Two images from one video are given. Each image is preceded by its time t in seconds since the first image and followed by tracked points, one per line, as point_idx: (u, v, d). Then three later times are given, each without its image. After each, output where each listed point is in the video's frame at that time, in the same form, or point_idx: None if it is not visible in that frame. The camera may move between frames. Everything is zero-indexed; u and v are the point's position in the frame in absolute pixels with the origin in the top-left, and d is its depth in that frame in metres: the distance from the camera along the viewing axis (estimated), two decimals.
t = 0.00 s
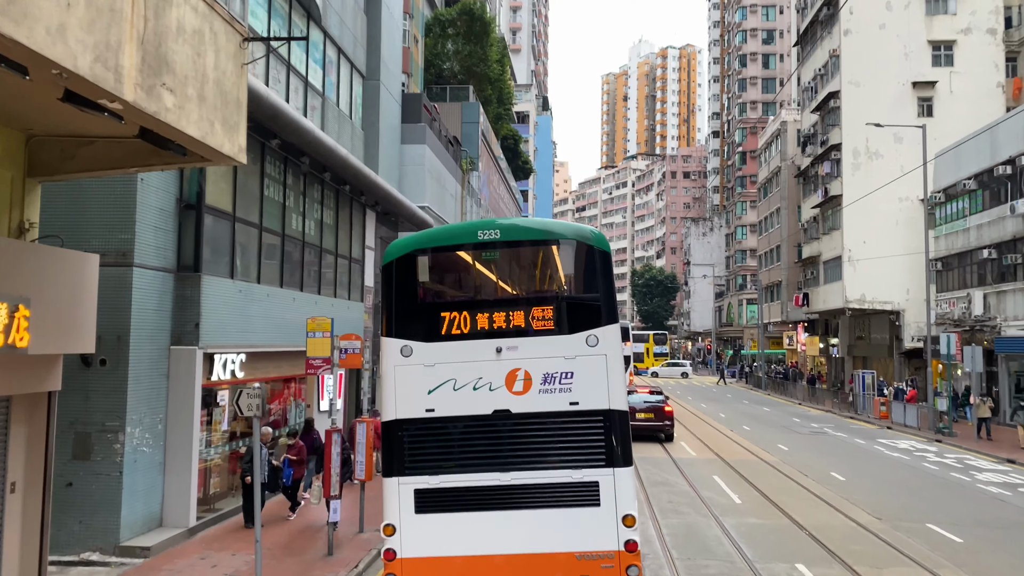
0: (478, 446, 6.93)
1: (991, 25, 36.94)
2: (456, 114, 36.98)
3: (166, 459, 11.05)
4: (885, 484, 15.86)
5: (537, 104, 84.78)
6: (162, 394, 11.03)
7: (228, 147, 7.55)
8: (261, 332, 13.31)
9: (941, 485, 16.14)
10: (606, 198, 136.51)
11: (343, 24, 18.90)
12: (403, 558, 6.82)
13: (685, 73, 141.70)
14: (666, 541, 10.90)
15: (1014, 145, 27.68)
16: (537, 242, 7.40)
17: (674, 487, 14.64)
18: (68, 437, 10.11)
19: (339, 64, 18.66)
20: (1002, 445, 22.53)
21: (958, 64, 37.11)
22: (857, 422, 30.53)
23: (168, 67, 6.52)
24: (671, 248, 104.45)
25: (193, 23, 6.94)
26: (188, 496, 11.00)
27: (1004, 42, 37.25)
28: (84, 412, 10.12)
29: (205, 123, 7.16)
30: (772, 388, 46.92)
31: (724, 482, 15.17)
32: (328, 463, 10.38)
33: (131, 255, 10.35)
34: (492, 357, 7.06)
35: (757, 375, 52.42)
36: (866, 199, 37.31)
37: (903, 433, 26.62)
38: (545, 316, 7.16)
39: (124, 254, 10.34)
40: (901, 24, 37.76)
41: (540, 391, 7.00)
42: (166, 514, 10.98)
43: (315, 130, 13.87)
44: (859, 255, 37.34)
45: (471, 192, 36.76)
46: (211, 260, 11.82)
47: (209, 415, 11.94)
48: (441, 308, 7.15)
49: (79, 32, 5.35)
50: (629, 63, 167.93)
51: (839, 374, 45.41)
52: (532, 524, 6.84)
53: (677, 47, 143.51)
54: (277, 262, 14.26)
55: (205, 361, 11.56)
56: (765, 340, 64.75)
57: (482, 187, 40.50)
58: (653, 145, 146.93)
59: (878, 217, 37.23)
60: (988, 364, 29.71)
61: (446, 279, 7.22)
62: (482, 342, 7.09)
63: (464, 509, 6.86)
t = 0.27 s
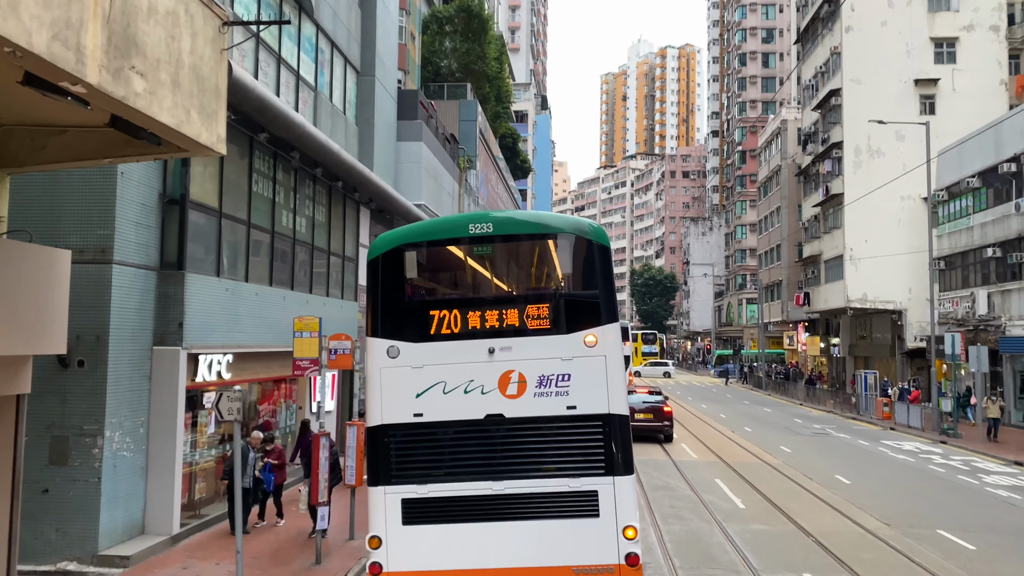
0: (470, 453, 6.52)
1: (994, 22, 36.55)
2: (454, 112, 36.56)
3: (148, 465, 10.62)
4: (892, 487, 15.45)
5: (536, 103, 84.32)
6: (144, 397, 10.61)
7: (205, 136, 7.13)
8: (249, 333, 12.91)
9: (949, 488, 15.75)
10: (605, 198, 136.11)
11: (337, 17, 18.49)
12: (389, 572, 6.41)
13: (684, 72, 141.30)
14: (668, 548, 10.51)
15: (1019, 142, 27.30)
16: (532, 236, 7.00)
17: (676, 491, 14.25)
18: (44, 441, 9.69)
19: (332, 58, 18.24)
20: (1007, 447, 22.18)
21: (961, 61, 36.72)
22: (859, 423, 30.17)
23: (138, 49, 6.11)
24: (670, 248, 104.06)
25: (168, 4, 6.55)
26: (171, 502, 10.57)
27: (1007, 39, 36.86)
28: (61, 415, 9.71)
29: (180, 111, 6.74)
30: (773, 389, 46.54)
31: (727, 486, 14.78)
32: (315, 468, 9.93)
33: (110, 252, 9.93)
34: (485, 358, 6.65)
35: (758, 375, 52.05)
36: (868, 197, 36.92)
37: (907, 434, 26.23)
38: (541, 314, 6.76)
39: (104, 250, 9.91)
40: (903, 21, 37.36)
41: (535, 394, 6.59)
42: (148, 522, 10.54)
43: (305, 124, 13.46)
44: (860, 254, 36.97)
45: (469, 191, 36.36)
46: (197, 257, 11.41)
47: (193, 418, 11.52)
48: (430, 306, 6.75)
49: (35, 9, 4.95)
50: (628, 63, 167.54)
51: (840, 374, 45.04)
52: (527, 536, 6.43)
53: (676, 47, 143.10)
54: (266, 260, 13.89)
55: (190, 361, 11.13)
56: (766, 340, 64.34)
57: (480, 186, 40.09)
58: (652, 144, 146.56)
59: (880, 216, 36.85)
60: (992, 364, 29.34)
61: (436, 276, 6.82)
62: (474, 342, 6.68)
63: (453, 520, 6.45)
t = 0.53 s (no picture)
0: (462, 461, 6.13)
1: (998, 19, 36.15)
2: (452, 110, 36.15)
3: (130, 469, 10.21)
4: (899, 491, 15.07)
5: (535, 102, 83.92)
6: (127, 399, 10.20)
7: (183, 123, 6.74)
8: (238, 333, 12.51)
9: (957, 492, 15.37)
10: (604, 198, 135.72)
11: (330, 9, 18.10)
12: None
13: (683, 72, 140.88)
14: (670, 557, 10.12)
15: None
16: (528, 230, 6.62)
17: (678, 496, 13.86)
18: (21, 445, 9.31)
19: (326, 52, 17.85)
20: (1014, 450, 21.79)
21: (964, 58, 36.32)
22: (862, 424, 29.81)
23: (106, 29, 5.72)
24: (670, 247, 103.68)
25: None
26: (155, 508, 10.17)
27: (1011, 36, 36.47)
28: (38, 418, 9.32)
29: (155, 96, 6.35)
30: (773, 389, 46.17)
31: (729, 490, 14.39)
32: (303, 473, 9.41)
33: (90, 248, 9.53)
34: (477, 359, 6.27)
35: (758, 376, 51.69)
36: (870, 196, 36.53)
37: (911, 436, 25.86)
38: (538, 312, 6.37)
39: (83, 246, 9.50)
40: (906, 18, 36.97)
41: (531, 398, 6.21)
42: (130, 529, 10.12)
43: (296, 117, 13.07)
44: (862, 253, 36.60)
45: (467, 189, 35.96)
46: (182, 254, 11.01)
47: (178, 421, 11.12)
48: (419, 304, 6.36)
49: None
50: (627, 62, 167.07)
51: (841, 374, 44.69)
52: (523, 549, 6.04)
53: (675, 46, 142.68)
54: (256, 257, 13.49)
55: (174, 362, 10.73)
56: (767, 339, 63.94)
57: (479, 184, 39.70)
58: (652, 144, 146.14)
59: (882, 215, 36.48)
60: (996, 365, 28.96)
61: (425, 272, 6.44)
62: (467, 343, 6.29)
63: (444, 532, 6.06)
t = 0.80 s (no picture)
0: (454, 467, 5.80)
1: (1002, 17, 35.82)
2: (451, 107, 35.80)
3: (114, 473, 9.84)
4: (905, 495, 14.73)
5: (534, 101, 83.64)
6: (110, 399, 9.83)
7: (161, 110, 6.40)
8: (227, 331, 12.15)
9: (964, 495, 15.03)
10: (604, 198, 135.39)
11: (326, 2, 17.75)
12: None
13: (683, 72, 140.62)
14: (673, 563, 9.77)
15: None
16: (526, 222, 6.29)
17: (679, 500, 13.52)
18: None
19: (321, 45, 17.50)
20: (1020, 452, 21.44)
21: (968, 56, 36.00)
22: (864, 425, 29.48)
23: (76, 6, 5.38)
24: (670, 247, 103.38)
25: None
26: (140, 513, 9.80)
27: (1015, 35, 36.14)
28: (17, 419, 8.97)
29: (130, 81, 6.01)
30: (774, 390, 45.83)
31: (732, 494, 14.05)
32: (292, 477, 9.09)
33: (72, 243, 9.17)
34: (471, 359, 5.92)
35: (759, 376, 51.36)
36: (872, 195, 36.19)
37: (915, 438, 25.53)
38: (535, 309, 6.02)
39: (64, 241, 9.14)
40: (909, 16, 36.65)
41: (528, 400, 5.87)
42: (114, 534, 9.76)
43: (288, 109, 12.72)
44: (865, 253, 36.27)
45: (466, 188, 35.62)
46: (168, 249, 10.66)
47: (165, 422, 10.75)
48: (410, 301, 6.02)
49: None
50: (627, 62, 166.76)
51: (842, 375, 44.36)
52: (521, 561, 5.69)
53: (675, 46, 142.40)
54: (247, 253, 13.15)
55: (161, 361, 10.38)
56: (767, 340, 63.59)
57: (478, 182, 39.38)
58: (652, 144, 145.82)
59: (885, 214, 36.14)
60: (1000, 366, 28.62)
61: (416, 267, 6.10)
62: (459, 342, 5.95)
63: (436, 542, 5.72)
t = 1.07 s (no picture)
0: (448, 474, 5.50)
1: (1005, 15, 35.51)
2: (450, 105, 35.47)
3: (99, 476, 9.52)
4: (912, 498, 14.43)
5: (534, 99, 83.33)
6: (95, 400, 9.51)
7: (140, 96, 6.09)
8: (218, 329, 11.84)
9: (972, 499, 14.74)
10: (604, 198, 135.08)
11: None
12: None
13: (684, 72, 140.42)
14: (676, 570, 9.46)
15: None
16: (524, 215, 6.01)
17: (681, 503, 13.22)
18: None
19: (317, 39, 17.17)
20: None
21: (971, 55, 35.70)
22: (867, 426, 29.20)
23: None
24: (670, 247, 103.10)
25: None
26: (125, 517, 9.49)
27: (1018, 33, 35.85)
28: None
29: (108, 65, 5.72)
30: (775, 391, 45.54)
31: (734, 497, 13.75)
32: (281, 480, 8.75)
33: (54, 239, 8.85)
34: (466, 359, 5.62)
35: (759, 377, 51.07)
36: (875, 194, 35.89)
37: (918, 440, 25.23)
38: (533, 307, 5.72)
39: (46, 237, 8.83)
40: (911, 14, 36.36)
41: (526, 402, 5.58)
42: (98, 539, 9.45)
43: (281, 103, 12.43)
44: (867, 252, 35.97)
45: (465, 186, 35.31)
46: (156, 245, 10.34)
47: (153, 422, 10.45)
48: (401, 298, 5.72)
49: None
50: (627, 62, 166.48)
51: (843, 376, 44.07)
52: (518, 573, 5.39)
53: (676, 46, 142.15)
54: (239, 250, 12.87)
55: (148, 360, 10.08)
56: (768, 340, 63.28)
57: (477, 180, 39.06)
58: (652, 144, 145.52)
59: (887, 213, 35.85)
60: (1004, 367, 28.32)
61: (408, 262, 5.81)
62: (453, 341, 5.65)
63: (428, 551, 5.44)
